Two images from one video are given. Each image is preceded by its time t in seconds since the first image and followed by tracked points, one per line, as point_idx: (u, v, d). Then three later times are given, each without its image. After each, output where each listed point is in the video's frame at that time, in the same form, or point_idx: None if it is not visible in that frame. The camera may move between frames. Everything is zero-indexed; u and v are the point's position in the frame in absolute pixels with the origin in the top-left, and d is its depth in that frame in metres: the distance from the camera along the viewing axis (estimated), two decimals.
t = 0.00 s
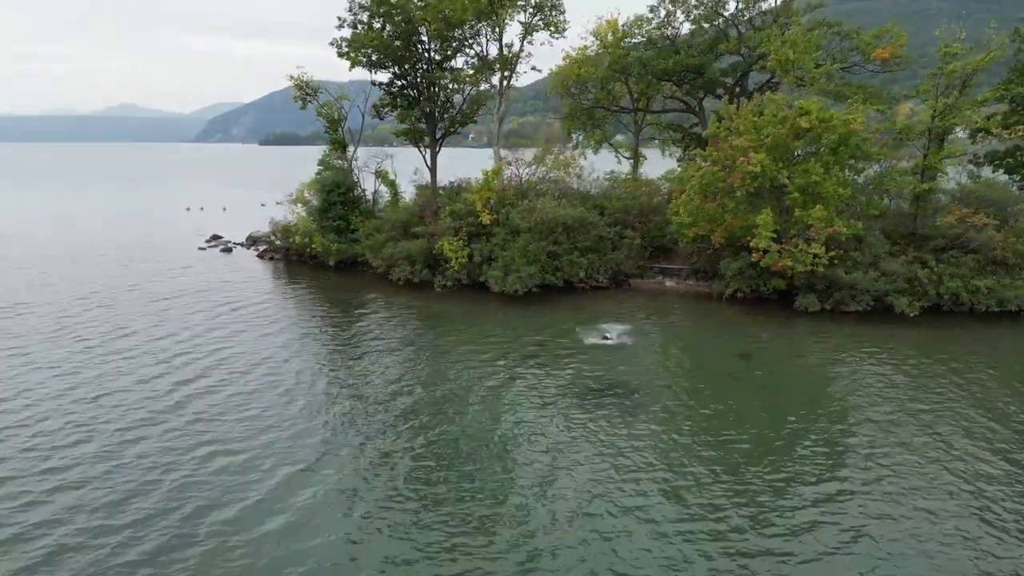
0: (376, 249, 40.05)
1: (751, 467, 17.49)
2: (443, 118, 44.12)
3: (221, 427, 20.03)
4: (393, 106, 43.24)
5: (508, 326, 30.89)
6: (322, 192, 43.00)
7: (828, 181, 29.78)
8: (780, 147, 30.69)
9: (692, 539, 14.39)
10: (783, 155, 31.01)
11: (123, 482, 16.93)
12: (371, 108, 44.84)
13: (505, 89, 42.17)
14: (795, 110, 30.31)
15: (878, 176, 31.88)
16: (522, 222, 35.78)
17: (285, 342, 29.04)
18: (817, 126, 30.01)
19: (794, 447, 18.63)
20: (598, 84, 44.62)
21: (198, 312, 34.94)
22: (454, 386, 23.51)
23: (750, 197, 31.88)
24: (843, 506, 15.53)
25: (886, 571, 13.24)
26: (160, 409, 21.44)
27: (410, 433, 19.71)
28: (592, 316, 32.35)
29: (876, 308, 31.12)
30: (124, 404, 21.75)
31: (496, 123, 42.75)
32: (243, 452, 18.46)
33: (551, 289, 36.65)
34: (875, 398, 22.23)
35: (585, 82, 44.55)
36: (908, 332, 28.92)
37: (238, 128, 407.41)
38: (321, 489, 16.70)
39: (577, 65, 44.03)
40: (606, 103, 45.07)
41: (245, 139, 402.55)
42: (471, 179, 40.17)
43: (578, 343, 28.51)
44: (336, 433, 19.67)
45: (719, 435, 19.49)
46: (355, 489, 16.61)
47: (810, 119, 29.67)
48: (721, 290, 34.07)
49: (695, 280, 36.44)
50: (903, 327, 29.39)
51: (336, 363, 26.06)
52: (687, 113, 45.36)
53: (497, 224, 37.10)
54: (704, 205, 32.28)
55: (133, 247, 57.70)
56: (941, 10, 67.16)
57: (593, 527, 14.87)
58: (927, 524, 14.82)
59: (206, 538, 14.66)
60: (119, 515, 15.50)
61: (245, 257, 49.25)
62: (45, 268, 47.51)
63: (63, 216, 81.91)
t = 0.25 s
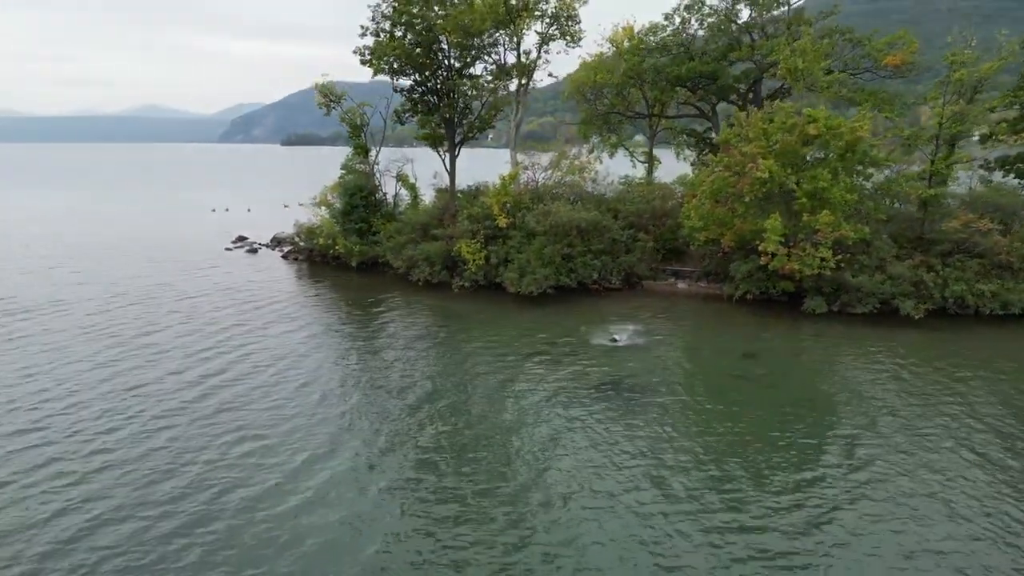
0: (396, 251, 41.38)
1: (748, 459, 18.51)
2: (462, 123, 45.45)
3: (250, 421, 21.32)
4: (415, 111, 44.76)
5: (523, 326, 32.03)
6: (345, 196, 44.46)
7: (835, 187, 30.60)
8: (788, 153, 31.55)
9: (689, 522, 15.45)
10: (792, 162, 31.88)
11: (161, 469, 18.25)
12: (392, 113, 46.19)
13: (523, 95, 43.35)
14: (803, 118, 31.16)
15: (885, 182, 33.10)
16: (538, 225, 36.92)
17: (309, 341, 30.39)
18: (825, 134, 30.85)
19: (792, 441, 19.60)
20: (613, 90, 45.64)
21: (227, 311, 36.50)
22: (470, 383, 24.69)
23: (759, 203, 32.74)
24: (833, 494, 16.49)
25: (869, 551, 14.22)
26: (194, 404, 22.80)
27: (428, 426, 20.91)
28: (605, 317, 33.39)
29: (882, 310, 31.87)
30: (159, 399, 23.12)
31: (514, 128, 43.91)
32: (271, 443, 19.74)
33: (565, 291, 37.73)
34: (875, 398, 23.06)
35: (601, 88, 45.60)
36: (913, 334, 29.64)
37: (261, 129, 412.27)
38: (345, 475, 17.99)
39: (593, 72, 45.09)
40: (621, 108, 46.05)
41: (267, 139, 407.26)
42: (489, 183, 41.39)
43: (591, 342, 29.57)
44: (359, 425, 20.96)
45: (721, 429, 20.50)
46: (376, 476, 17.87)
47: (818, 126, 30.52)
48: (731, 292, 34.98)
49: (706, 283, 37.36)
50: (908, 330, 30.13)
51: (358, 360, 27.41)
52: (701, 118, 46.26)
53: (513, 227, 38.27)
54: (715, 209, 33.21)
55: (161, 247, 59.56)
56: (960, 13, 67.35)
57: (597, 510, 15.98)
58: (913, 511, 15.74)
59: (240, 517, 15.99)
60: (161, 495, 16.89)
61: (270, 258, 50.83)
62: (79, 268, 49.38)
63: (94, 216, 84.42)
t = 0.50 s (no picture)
0: (408, 253, 42.53)
1: (742, 452, 19.49)
2: (472, 128, 46.39)
3: (269, 414, 22.49)
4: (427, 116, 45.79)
5: (530, 326, 33.07)
6: (358, 199, 45.67)
7: (834, 192, 31.47)
8: (788, 159, 32.42)
9: (682, 509, 16.46)
10: (793, 167, 32.76)
11: (186, 459, 19.41)
12: (404, 119, 47.38)
13: (532, 101, 44.38)
14: (803, 125, 32.05)
15: (885, 187, 33.92)
16: (545, 228, 37.97)
17: (323, 339, 31.56)
18: (823, 140, 31.74)
19: (785, 436, 20.57)
20: (621, 94, 46.61)
21: (244, 310, 37.78)
22: (479, 380, 25.76)
23: (761, 206, 33.62)
24: (820, 485, 17.46)
25: (850, 536, 15.19)
26: (215, 398, 23.99)
27: (438, 421, 21.99)
28: (610, 317, 34.36)
29: (881, 312, 32.68)
30: (182, 394, 24.33)
31: (523, 133, 44.97)
32: (289, 436, 20.88)
33: (572, 292, 38.73)
34: (868, 396, 23.97)
35: (608, 93, 46.60)
36: (911, 335, 30.44)
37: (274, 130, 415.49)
38: (360, 465, 19.12)
39: (601, 77, 46.09)
40: (628, 113, 47.04)
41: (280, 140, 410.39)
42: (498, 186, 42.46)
43: (595, 342, 30.57)
44: (373, 419, 22.10)
45: (718, 425, 21.49)
46: (388, 467, 18.98)
47: (817, 133, 31.40)
48: (733, 294, 35.88)
49: (710, 284, 38.26)
50: (906, 331, 30.93)
51: (372, 358, 28.58)
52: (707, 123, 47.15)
53: (521, 230, 39.32)
54: (717, 213, 34.13)
55: (179, 248, 61.07)
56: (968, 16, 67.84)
57: (596, 498, 17.02)
58: (895, 499, 16.67)
59: (263, 503, 17.16)
60: (188, 483, 18.09)
61: (286, 259, 52.15)
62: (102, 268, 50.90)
63: (112, 216, 86.22)
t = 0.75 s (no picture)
0: (418, 255, 43.88)
1: (732, 447, 20.71)
2: (482, 133, 47.27)
3: (286, 410, 23.84)
4: (437, 122, 46.89)
5: (536, 326, 34.32)
6: (370, 202, 47.08)
7: (830, 198, 32.57)
8: (786, 165, 33.48)
9: (671, 500, 17.72)
10: (790, 173, 33.87)
11: (210, 451, 20.78)
12: (414, 125, 48.72)
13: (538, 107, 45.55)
14: (799, 133, 33.15)
15: (880, 193, 35.03)
16: (551, 231, 39.20)
17: (337, 339, 32.93)
18: (819, 147, 32.87)
19: (773, 431, 21.76)
20: (626, 100, 47.75)
21: (260, 309, 39.26)
22: (485, 377, 27.04)
23: (759, 211, 34.63)
24: (802, 478, 18.66)
25: (825, 527, 16.40)
26: (235, 394, 25.39)
27: (446, 416, 23.30)
28: (613, 318, 35.53)
29: (876, 314, 33.73)
30: (205, 390, 25.74)
31: (530, 139, 46.19)
32: (306, 430, 22.23)
33: (577, 293, 39.93)
34: (857, 395, 25.10)
35: (613, 98, 47.75)
36: (904, 337, 31.49)
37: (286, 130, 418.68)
38: (371, 456, 20.49)
39: (606, 84, 47.25)
40: (633, 118, 48.16)
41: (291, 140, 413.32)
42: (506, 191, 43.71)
43: (598, 342, 31.77)
44: (384, 413, 23.44)
45: (711, 421, 22.71)
46: (399, 458, 20.29)
47: (813, 140, 32.50)
48: (733, 295, 36.99)
49: (711, 286, 39.37)
50: (899, 333, 31.97)
51: (383, 356, 29.94)
52: (710, 128, 48.20)
53: (528, 233, 40.58)
54: (717, 217, 35.30)
55: (196, 248, 62.70)
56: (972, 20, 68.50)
57: (592, 489, 18.29)
58: (871, 494, 17.86)
59: (281, 489, 18.56)
60: (213, 471, 19.51)
61: (299, 260, 53.64)
62: (121, 269, 52.52)
63: (130, 216, 88.17)
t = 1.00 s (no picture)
0: (427, 257, 45.05)
1: (723, 443, 21.72)
2: (489, 139, 48.24)
3: (300, 404, 25.03)
4: (445, 128, 47.94)
5: (540, 327, 35.40)
6: (380, 206, 48.33)
7: (826, 203, 33.54)
8: (784, 171, 34.44)
9: (661, 492, 18.76)
10: (788, 179, 34.85)
11: (228, 442, 21.99)
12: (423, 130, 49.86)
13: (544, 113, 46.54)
14: (797, 139, 34.12)
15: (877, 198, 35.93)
16: (556, 234, 40.28)
17: (348, 338, 34.14)
18: (816, 153, 33.85)
19: (764, 428, 22.78)
20: (630, 107, 48.77)
21: (274, 310, 40.54)
22: (490, 376, 28.18)
23: (758, 216, 35.58)
24: (788, 471, 19.69)
25: (805, 517, 17.40)
26: (251, 390, 26.62)
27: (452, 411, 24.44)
28: (616, 320, 36.58)
29: (871, 316, 34.63)
30: (222, 386, 26.98)
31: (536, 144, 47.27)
32: (319, 423, 23.41)
33: (581, 295, 40.98)
34: (847, 395, 26.05)
35: (618, 104, 48.76)
36: (898, 339, 32.37)
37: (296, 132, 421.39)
38: (379, 449, 21.64)
39: (611, 90, 48.28)
40: (638, 123, 49.14)
41: (302, 141, 416.00)
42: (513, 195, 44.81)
43: (600, 342, 32.83)
44: (394, 409, 24.60)
45: (705, 419, 23.73)
46: (407, 450, 21.44)
47: (810, 147, 33.47)
48: (733, 297, 37.97)
49: (712, 288, 40.33)
50: (893, 334, 32.86)
51: (392, 355, 31.10)
52: (713, 133, 49.14)
53: (534, 236, 41.69)
54: (717, 222, 36.31)
55: (210, 250, 64.13)
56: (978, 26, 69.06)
57: (587, 481, 19.35)
58: (852, 488, 18.82)
59: (293, 477, 19.73)
60: (232, 461, 20.71)
61: (311, 262, 54.96)
62: (138, 270, 54.00)
63: (146, 218, 89.91)
